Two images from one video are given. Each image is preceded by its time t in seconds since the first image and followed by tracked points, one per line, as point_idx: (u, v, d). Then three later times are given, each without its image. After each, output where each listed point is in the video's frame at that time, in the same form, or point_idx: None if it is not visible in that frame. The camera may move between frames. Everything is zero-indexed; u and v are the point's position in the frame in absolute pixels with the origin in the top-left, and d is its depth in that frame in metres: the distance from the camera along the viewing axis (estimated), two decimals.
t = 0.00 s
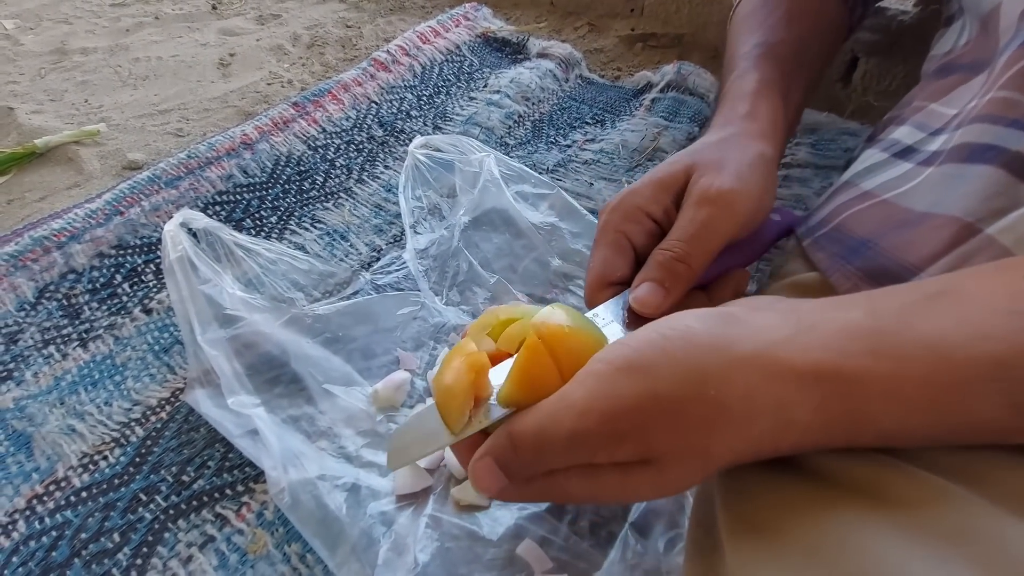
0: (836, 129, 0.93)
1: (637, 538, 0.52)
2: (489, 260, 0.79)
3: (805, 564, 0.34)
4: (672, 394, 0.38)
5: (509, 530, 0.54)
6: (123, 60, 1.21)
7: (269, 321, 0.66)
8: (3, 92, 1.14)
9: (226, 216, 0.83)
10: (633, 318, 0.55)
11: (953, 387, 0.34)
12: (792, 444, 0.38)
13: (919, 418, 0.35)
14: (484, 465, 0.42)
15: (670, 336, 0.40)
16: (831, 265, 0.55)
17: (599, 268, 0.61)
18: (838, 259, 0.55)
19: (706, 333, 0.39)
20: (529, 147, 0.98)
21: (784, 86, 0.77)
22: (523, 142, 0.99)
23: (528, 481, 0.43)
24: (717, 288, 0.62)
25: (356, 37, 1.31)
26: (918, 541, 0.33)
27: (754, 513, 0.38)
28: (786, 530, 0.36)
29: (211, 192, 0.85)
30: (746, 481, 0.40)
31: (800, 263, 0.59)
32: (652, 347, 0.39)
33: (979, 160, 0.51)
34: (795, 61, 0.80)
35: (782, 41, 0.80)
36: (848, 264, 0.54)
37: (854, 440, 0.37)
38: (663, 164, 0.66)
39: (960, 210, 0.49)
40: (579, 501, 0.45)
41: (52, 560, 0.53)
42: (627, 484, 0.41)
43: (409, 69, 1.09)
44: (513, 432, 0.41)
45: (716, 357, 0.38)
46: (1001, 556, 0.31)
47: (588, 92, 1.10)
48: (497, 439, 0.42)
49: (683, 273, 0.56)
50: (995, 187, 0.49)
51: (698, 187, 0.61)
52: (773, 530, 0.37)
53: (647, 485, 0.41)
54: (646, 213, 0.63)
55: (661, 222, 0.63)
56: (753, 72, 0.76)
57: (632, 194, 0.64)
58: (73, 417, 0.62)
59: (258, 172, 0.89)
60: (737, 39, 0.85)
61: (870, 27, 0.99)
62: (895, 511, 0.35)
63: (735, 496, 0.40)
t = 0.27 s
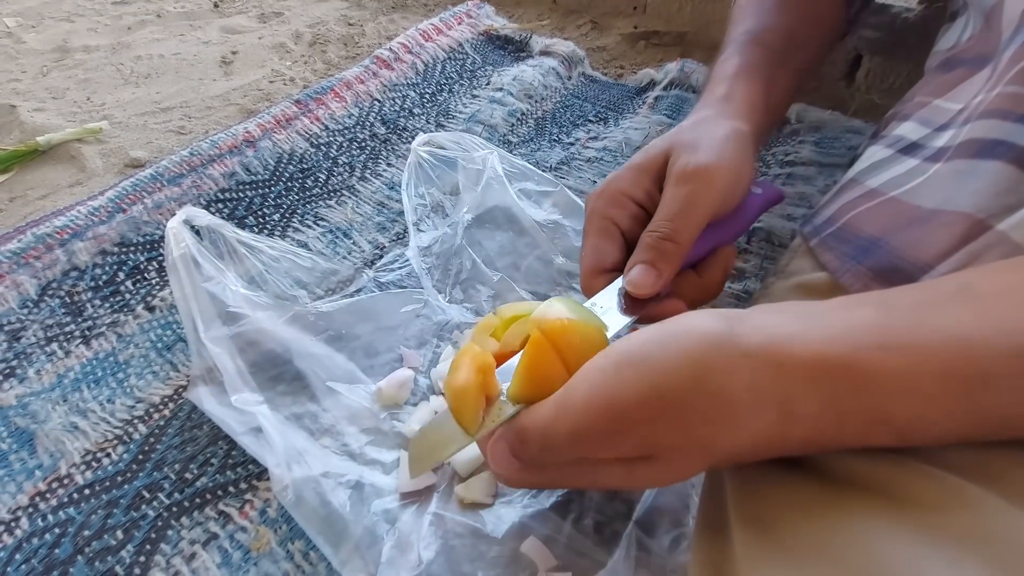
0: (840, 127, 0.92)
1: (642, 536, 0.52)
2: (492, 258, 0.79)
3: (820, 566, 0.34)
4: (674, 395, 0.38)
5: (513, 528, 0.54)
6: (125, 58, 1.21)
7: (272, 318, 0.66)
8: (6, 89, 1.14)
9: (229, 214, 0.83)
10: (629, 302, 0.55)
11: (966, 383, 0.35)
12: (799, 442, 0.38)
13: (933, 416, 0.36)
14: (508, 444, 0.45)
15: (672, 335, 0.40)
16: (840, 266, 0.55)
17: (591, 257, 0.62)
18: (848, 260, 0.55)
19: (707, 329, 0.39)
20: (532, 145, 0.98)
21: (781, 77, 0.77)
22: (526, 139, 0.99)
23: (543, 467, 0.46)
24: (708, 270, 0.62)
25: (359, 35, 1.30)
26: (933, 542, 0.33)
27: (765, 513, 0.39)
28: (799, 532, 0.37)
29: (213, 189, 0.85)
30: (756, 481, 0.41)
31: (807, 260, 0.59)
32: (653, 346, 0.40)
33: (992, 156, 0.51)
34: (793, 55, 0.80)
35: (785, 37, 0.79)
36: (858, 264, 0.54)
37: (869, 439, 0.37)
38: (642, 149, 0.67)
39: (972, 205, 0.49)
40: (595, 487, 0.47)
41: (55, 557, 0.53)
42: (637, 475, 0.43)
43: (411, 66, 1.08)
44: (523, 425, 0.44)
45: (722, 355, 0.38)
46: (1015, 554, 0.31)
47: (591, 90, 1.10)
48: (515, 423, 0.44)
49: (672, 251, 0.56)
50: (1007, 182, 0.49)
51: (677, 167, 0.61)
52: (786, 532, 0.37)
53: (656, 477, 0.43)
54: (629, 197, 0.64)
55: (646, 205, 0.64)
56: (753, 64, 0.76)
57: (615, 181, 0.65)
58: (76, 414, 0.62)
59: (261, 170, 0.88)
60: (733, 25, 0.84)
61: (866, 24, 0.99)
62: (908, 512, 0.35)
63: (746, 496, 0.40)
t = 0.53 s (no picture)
0: (842, 123, 0.92)
1: (642, 532, 0.51)
2: (492, 253, 0.78)
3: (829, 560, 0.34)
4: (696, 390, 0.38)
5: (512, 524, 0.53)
6: (124, 53, 1.20)
7: (270, 312, 0.65)
8: (4, 84, 1.14)
9: (228, 208, 0.83)
10: (636, 287, 0.55)
11: (987, 376, 0.36)
12: (819, 444, 0.38)
13: (949, 412, 0.36)
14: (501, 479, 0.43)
15: (692, 330, 0.40)
16: (846, 255, 0.54)
17: (601, 241, 0.61)
18: (853, 250, 0.54)
19: (728, 323, 0.39)
20: (533, 140, 0.98)
21: (790, 67, 0.76)
22: (526, 135, 0.98)
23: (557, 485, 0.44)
24: (718, 263, 0.62)
25: (359, 31, 1.30)
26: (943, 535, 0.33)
27: (769, 509, 0.38)
28: (805, 526, 0.36)
29: (212, 184, 0.84)
30: (760, 480, 0.40)
31: (812, 252, 0.58)
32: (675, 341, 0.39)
33: (1002, 145, 0.51)
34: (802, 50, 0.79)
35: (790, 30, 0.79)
36: (864, 253, 0.53)
37: (884, 436, 0.38)
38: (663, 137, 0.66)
39: (982, 195, 0.49)
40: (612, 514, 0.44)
41: (50, 551, 0.52)
42: (654, 491, 0.41)
43: (412, 61, 1.08)
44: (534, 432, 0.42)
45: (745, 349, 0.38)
46: None
47: (592, 86, 1.09)
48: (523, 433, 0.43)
49: (684, 239, 0.56)
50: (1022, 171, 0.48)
51: (698, 155, 0.61)
52: (791, 527, 0.36)
53: (675, 490, 0.40)
54: (647, 184, 0.63)
55: (661, 193, 0.63)
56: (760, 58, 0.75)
57: (633, 167, 0.64)
58: (72, 408, 0.62)
59: (260, 164, 0.88)
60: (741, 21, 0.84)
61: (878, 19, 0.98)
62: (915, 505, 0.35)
63: (748, 497, 0.40)
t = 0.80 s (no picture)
0: (842, 121, 0.91)
1: (638, 532, 0.51)
2: (489, 251, 0.78)
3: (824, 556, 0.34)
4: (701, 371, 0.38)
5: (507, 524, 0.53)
6: (121, 50, 1.20)
7: (263, 310, 0.65)
8: None
9: (223, 205, 0.82)
10: (616, 295, 0.55)
11: (993, 360, 0.35)
12: (822, 427, 0.37)
13: (954, 399, 0.36)
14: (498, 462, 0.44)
15: (694, 314, 0.40)
16: (845, 249, 0.54)
17: (584, 247, 0.62)
18: (852, 244, 0.54)
19: (727, 319, 0.39)
20: (531, 137, 0.97)
21: (785, 74, 0.75)
22: (525, 132, 0.98)
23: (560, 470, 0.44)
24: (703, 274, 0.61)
25: (357, 27, 1.29)
26: (938, 531, 0.33)
27: (764, 503, 0.38)
28: (799, 519, 0.36)
29: (208, 180, 0.84)
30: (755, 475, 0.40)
31: (812, 250, 0.58)
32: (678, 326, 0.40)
33: (1004, 141, 0.50)
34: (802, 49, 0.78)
35: (790, 28, 0.78)
36: (863, 248, 0.53)
37: (889, 421, 0.37)
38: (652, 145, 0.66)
39: (984, 191, 0.48)
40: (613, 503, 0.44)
41: (41, 550, 0.52)
42: (654, 479, 0.41)
43: (410, 58, 1.07)
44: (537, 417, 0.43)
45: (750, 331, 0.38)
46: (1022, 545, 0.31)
47: (591, 83, 1.08)
48: (520, 425, 0.44)
49: (664, 247, 0.55)
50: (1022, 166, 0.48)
51: (680, 165, 0.60)
52: (787, 520, 0.36)
53: (676, 477, 0.40)
54: (629, 192, 0.63)
55: (644, 201, 0.63)
56: (761, 60, 0.75)
57: (618, 174, 0.64)
58: (64, 406, 0.61)
59: (256, 161, 0.87)
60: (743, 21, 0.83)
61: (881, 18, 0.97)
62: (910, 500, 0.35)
63: (743, 490, 0.39)
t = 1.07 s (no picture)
0: (841, 122, 0.91)
1: (637, 532, 0.51)
2: (488, 253, 0.78)
3: (821, 563, 0.34)
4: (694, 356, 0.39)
5: (506, 524, 0.53)
6: (120, 50, 1.20)
7: (264, 312, 0.65)
8: None
9: (224, 206, 0.82)
10: (609, 305, 0.55)
11: (985, 354, 0.36)
12: (813, 416, 0.38)
13: (945, 390, 0.36)
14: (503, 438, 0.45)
15: (695, 312, 0.41)
16: (842, 251, 0.55)
17: (577, 257, 0.62)
18: (849, 246, 0.54)
19: (725, 322, 0.39)
20: (530, 138, 0.97)
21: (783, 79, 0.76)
22: (524, 133, 0.98)
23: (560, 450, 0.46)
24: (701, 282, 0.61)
25: (356, 28, 1.29)
26: (933, 534, 0.33)
27: (759, 500, 0.38)
28: (795, 524, 0.36)
29: (208, 182, 0.84)
30: (747, 472, 0.40)
31: (812, 253, 0.59)
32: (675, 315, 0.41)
33: (1002, 145, 0.50)
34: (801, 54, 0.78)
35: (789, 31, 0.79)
36: (860, 249, 0.53)
37: (880, 411, 0.38)
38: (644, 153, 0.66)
39: (980, 193, 0.49)
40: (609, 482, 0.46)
41: (43, 551, 0.52)
42: (648, 461, 0.42)
43: (409, 59, 1.08)
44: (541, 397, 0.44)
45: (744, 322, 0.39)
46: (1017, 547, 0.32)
47: (590, 84, 1.09)
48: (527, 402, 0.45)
49: (655, 256, 0.55)
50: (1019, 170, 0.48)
51: (672, 174, 0.61)
52: (780, 523, 0.37)
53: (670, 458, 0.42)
54: (624, 201, 0.64)
55: (639, 210, 0.64)
56: (762, 64, 0.76)
57: (612, 183, 0.65)
58: (66, 407, 0.61)
59: (256, 162, 0.88)
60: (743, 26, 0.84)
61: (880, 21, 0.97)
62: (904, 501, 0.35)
63: (738, 491, 0.40)
